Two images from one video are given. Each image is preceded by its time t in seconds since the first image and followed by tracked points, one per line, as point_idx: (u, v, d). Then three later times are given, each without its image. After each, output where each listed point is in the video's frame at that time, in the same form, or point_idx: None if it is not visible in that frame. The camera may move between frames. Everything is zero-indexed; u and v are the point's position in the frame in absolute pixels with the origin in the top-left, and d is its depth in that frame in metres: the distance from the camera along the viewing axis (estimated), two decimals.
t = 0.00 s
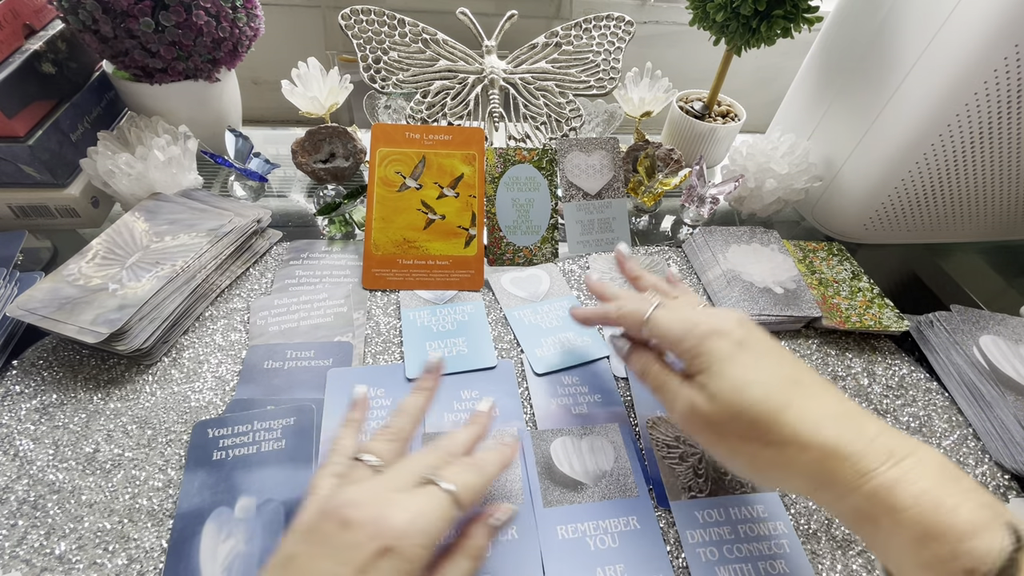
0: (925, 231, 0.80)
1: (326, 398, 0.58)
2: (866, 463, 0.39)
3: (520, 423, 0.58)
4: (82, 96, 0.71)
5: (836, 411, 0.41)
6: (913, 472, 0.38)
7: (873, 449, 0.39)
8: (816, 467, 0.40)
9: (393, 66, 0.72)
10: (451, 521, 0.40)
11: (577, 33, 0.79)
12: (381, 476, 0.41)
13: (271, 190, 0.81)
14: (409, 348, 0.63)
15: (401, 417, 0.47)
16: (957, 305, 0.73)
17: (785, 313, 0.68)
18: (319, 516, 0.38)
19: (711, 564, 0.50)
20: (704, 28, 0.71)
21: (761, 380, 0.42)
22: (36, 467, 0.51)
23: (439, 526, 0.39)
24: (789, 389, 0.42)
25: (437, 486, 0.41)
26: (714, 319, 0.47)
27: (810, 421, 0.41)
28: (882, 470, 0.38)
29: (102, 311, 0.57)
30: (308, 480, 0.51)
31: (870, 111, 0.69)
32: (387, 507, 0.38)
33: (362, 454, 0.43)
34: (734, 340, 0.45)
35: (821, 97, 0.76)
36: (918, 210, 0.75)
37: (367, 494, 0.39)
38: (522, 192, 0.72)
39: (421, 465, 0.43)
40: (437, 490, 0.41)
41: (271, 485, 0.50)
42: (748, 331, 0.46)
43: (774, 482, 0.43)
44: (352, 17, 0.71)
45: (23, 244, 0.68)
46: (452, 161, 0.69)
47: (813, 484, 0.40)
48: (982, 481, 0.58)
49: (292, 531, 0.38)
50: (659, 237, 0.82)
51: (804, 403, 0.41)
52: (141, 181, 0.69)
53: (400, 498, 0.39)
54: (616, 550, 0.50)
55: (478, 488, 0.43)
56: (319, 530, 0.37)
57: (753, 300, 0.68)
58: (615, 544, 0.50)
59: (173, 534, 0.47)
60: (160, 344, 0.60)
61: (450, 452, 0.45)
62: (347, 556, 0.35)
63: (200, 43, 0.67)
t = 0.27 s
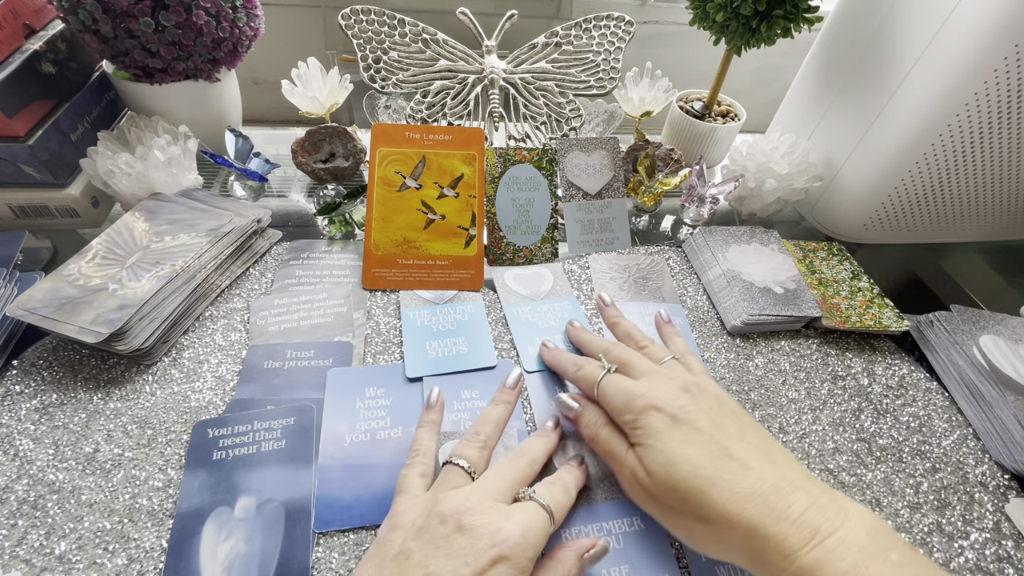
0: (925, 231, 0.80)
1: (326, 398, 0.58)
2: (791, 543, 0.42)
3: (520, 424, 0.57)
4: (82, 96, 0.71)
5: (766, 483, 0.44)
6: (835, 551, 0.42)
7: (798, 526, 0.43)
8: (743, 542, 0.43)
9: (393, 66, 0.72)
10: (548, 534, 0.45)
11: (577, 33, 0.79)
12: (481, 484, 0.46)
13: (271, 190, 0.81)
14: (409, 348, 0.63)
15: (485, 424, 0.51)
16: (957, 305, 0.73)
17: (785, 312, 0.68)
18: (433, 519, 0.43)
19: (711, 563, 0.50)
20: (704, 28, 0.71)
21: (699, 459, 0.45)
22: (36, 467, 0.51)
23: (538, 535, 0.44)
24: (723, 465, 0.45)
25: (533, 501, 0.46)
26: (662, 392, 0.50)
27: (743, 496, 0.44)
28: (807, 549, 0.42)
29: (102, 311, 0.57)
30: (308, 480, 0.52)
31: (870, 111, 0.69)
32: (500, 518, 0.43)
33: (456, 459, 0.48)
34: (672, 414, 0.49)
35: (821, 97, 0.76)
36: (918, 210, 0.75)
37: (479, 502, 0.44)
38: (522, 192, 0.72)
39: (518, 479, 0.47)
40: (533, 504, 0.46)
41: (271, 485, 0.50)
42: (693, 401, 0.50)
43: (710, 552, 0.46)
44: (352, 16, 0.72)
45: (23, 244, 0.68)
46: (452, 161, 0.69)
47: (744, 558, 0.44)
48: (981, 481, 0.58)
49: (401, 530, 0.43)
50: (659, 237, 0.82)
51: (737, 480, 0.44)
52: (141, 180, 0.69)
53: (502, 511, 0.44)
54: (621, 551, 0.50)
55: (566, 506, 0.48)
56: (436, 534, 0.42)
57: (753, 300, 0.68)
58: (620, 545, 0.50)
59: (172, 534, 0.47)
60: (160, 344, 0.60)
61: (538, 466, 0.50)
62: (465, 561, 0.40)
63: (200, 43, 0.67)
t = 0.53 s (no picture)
0: (925, 231, 0.80)
1: (326, 397, 0.58)
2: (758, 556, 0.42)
3: (518, 425, 0.57)
4: (82, 96, 0.71)
5: (740, 494, 0.44)
6: (807, 566, 0.41)
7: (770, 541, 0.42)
8: (715, 555, 0.43)
9: (393, 66, 0.72)
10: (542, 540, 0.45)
11: (577, 33, 0.79)
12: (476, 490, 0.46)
13: (271, 190, 0.81)
14: (409, 348, 0.63)
15: (482, 432, 0.51)
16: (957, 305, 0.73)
17: (785, 312, 0.67)
18: (425, 528, 0.43)
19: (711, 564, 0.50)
20: (704, 28, 0.71)
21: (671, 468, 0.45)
22: (36, 467, 0.51)
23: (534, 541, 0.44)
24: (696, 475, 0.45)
25: (528, 506, 0.46)
26: (641, 400, 0.51)
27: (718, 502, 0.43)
28: (778, 565, 0.41)
29: (102, 311, 0.57)
30: (308, 481, 0.52)
31: (870, 111, 0.69)
32: (492, 526, 0.43)
33: (451, 466, 0.48)
34: (650, 422, 0.49)
35: (821, 97, 0.76)
36: (917, 210, 0.75)
37: (472, 509, 0.44)
38: (522, 192, 0.72)
39: (513, 482, 0.47)
40: (528, 509, 0.46)
41: (271, 486, 0.50)
42: (674, 410, 0.50)
43: (682, 564, 0.45)
44: (352, 16, 0.72)
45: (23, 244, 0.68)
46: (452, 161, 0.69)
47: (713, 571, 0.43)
48: (981, 481, 0.58)
49: (396, 538, 0.43)
50: (659, 237, 0.82)
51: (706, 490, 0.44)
52: (141, 180, 0.69)
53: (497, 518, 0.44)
54: (616, 560, 0.49)
55: (561, 512, 0.48)
56: (428, 542, 0.42)
57: (753, 300, 0.68)
58: (615, 555, 0.50)
59: (172, 534, 0.47)
60: (160, 344, 0.60)
61: (534, 468, 0.49)
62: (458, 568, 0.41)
63: (200, 43, 0.67)
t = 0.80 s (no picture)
0: (925, 231, 0.80)
1: (326, 397, 0.58)
2: (969, 518, 0.30)
3: (519, 425, 0.58)
4: (82, 96, 0.71)
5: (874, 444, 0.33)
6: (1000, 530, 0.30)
7: (998, 526, 0.30)
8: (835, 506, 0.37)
9: (393, 66, 0.72)
10: None
11: (577, 33, 0.79)
12: (387, 523, 0.39)
13: (271, 190, 0.81)
14: (409, 348, 0.63)
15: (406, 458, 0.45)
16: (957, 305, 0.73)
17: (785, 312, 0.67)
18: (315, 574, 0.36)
19: (711, 564, 0.50)
20: (704, 28, 0.71)
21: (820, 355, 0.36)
22: (36, 467, 0.51)
23: None
24: (890, 419, 0.34)
25: (439, 539, 0.38)
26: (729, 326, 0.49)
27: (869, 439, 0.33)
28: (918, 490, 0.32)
29: (102, 311, 0.57)
30: (308, 480, 0.52)
31: (870, 111, 0.69)
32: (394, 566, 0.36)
33: (360, 499, 0.41)
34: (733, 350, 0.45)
35: (820, 97, 0.76)
36: (918, 210, 0.75)
37: (369, 548, 0.37)
38: (522, 192, 0.72)
39: (425, 511, 0.40)
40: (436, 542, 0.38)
41: (270, 486, 0.50)
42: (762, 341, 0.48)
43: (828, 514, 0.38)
44: (352, 17, 0.72)
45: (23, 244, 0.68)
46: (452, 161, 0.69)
47: (858, 497, 0.34)
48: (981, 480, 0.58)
49: None
50: (659, 237, 0.82)
51: (916, 445, 0.33)
52: (141, 180, 0.69)
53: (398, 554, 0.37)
54: (615, 561, 0.49)
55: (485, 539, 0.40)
56: None
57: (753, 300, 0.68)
58: (614, 556, 0.50)
59: (172, 534, 0.47)
60: (160, 344, 0.60)
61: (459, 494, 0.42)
62: None
63: (200, 43, 0.67)
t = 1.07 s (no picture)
0: (925, 231, 0.80)
1: (326, 397, 0.58)
2: (811, 330, 0.40)
3: (519, 424, 0.58)
4: (82, 96, 0.71)
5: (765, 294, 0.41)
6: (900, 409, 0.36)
7: (836, 335, 0.39)
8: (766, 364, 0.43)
9: (393, 66, 0.72)
10: None
11: (577, 33, 0.79)
12: None
13: (271, 190, 0.81)
14: (409, 347, 0.63)
15: None
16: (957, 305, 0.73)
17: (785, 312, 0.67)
18: None
19: (711, 564, 0.50)
20: (704, 28, 0.71)
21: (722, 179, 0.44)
22: (36, 467, 0.51)
23: None
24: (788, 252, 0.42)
25: None
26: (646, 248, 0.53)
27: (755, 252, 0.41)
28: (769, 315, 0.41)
29: (102, 311, 0.57)
30: (308, 480, 0.52)
31: (870, 110, 0.69)
32: None
33: None
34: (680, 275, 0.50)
35: (820, 97, 0.76)
36: (917, 210, 0.75)
37: None
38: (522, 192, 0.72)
39: None
40: None
41: (270, 486, 0.50)
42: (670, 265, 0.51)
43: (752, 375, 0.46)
44: (352, 17, 0.72)
45: (23, 244, 0.68)
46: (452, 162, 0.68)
47: (745, 312, 0.43)
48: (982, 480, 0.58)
49: None
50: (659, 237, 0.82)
51: (793, 262, 0.41)
52: (141, 180, 0.69)
53: None
54: (614, 561, 0.49)
55: None
56: None
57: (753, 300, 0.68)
58: (613, 556, 0.49)
59: (172, 534, 0.47)
60: (160, 344, 0.60)
61: None
62: None
63: (200, 43, 0.67)
